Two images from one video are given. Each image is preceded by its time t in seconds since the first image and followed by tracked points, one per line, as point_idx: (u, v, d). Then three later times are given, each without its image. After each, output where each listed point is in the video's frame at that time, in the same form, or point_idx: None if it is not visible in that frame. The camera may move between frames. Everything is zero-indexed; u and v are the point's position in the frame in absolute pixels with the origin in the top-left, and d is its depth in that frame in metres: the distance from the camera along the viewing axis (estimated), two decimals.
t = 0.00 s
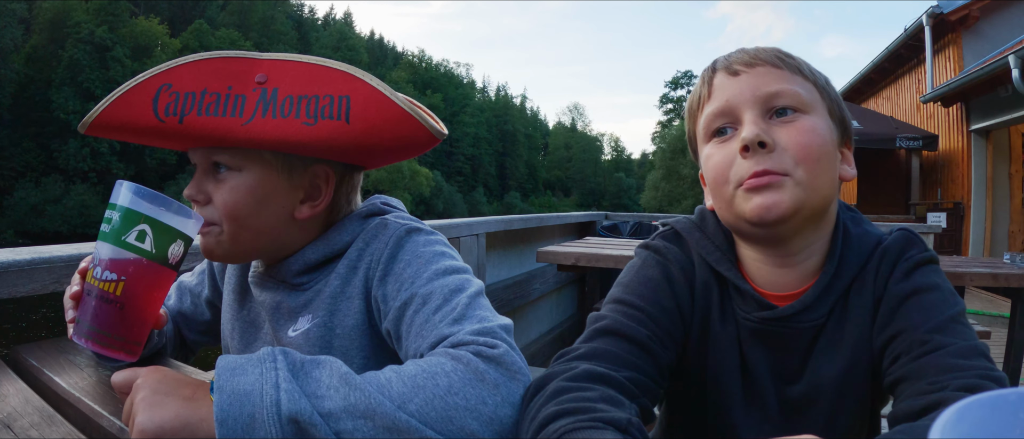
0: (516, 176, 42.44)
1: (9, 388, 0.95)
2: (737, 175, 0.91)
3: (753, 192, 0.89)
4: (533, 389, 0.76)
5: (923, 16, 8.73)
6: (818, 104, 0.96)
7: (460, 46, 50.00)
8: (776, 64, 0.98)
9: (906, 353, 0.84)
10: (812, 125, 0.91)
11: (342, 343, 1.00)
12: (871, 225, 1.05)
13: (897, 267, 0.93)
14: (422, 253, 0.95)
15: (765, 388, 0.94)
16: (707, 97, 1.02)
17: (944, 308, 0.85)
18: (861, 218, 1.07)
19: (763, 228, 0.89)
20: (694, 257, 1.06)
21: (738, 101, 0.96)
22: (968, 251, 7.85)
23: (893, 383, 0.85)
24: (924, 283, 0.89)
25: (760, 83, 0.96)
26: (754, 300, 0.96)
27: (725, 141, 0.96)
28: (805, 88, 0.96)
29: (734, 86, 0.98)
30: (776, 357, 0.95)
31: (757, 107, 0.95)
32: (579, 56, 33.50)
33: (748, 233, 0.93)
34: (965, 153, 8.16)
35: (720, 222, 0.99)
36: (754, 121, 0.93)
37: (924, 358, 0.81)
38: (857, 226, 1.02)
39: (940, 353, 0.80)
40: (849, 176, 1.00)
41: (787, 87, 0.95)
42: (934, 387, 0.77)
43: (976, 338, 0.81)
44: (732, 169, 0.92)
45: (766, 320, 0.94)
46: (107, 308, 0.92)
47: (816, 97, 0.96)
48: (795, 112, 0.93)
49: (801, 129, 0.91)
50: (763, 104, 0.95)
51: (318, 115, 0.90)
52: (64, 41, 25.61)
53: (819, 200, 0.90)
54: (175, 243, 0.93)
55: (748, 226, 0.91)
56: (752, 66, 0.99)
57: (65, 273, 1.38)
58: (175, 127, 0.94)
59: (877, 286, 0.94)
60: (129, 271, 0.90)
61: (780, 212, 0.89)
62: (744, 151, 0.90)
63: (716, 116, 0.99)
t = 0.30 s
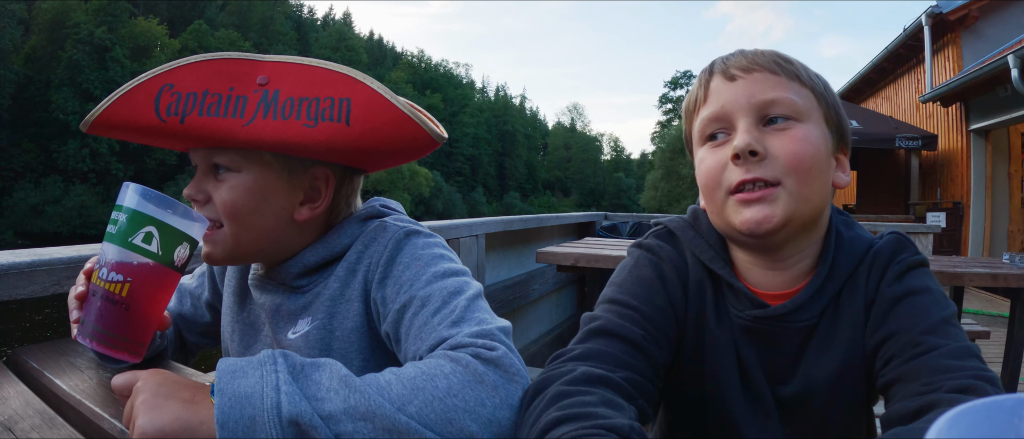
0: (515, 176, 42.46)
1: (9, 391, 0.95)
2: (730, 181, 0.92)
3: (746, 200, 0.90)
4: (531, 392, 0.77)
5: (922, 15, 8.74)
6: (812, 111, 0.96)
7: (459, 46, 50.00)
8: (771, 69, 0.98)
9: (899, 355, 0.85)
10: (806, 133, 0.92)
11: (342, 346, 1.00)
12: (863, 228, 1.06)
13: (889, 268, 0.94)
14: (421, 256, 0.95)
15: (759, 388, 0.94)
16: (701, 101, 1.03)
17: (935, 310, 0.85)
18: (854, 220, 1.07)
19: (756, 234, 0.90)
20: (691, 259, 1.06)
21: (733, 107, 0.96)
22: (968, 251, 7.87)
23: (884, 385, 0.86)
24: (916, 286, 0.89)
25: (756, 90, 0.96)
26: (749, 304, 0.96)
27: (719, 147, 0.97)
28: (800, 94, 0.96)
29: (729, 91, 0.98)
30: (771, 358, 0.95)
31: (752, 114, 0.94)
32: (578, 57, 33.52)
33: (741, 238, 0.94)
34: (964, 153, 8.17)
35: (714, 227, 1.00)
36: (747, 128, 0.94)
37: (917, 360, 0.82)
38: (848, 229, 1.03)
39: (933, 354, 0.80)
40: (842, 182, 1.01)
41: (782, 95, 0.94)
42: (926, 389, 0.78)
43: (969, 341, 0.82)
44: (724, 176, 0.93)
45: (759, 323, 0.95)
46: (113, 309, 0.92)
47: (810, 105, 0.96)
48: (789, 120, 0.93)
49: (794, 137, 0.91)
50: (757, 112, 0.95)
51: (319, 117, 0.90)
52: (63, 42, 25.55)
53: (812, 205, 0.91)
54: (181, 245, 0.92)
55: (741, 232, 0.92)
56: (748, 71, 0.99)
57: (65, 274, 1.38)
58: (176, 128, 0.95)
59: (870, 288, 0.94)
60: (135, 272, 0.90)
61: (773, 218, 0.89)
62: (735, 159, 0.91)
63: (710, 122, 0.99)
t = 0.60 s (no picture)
0: (515, 177, 42.54)
1: (10, 392, 0.95)
2: (718, 185, 0.92)
3: (736, 206, 0.91)
4: (533, 391, 0.77)
5: (922, 15, 8.74)
6: (797, 111, 0.96)
7: (459, 46, 50.06)
8: (754, 72, 0.98)
9: (893, 353, 0.85)
10: (791, 134, 0.92)
11: (342, 347, 1.00)
12: (856, 224, 1.06)
13: (885, 265, 0.94)
14: (419, 255, 0.95)
15: (757, 384, 0.94)
16: (687, 105, 1.02)
17: (929, 308, 0.85)
18: (847, 216, 1.08)
19: (745, 240, 0.91)
20: (685, 259, 1.06)
21: (717, 111, 0.96)
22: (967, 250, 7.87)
23: (880, 382, 0.86)
24: (911, 283, 0.89)
25: (740, 94, 0.96)
26: (744, 303, 0.97)
27: (704, 151, 0.97)
28: (784, 96, 0.96)
29: (712, 94, 0.98)
30: (768, 357, 0.96)
31: (736, 118, 0.95)
32: (578, 57, 33.59)
33: (731, 241, 0.94)
34: (963, 152, 8.17)
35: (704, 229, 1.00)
36: (732, 131, 0.94)
37: (913, 358, 0.82)
38: (841, 225, 1.03)
39: (931, 352, 0.80)
40: (831, 179, 1.02)
41: (765, 96, 0.94)
42: (922, 389, 0.78)
43: (964, 339, 0.82)
44: (712, 181, 0.93)
45: (755, 321, 0.95)
46: (115, 309, 0.92)
47: (795, 104, 0.97)
48: (774, 121, 0.93)
49: (779, 138, 0.91)
50: (742, 114, 0.94)
51: (317, 116, 0.90)
52: (62, 42, 25.56)
53: (801, 205, 0.91)
54: (184, 245, 0.92)
55: (731, 237, 0.92)
56: (731, 73, 0.99)
57: (65, 275, 1.38)
58: (174, 129, 0.95)
59: (863, 287, 0.94)
60: (136, 274, 0.90)
61: (760, 221, 0.90)
62: (721, 164, 0.91)
63: (695, 125, 0.99)
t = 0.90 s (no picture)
0: (515, 176, 42.55)
1: (10, 390, 0.94)
2: (724, 189, 0.92)
3: (741, 207, 0.90)
4: (536, 390, 0.77)
5: (922, 15, 8.74)
6: (805, 116, 0.96)
7: (459, 45, 50.06)
8: (762, 75, 0.98)
9: (897, 354, 0.85)
10: (800, 138, 0.92)
11: (345, 346, 1.00)
12: (861, 226, 1.06)
13: (888, 268, 0.94)
14: (422, 255, 0.95)
15: (759, 385, 0.94)
16: (694, 108, 1.02)
17: (932, 310, 0.86)
18: (851, 218, 1.08)
19: (750, 240, 0.91)
20: (689, 259, 1.06)
21: (725, 115, 0.96)
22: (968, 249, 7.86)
23: (883, 382, 0.86)
24: (914, 286, 0.89)
25: (747, 98, 0.95)
26: (747, 302, 0.97)
27: (711, 155, 0.97)
28: (793, 99, 0.96)
29: (720, 98, 0.98)
30: (770, 356, 0.95)
31: (744, 122, 0.94)
32: (578, 56, 33.59)
33: (736, 241, 0.94)
34: (963, 151, 8.17)
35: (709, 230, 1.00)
36: (741, 136, 0.93)
37: (917, 359, 0.81)
38: (846, 229, 1.03)
39: (934, 353, 0.80)
40: (836, 182, 1.02)
41: (774, 100, 0.94)
42: (925, 388, 0.78)
43: (967, 340, 0.82)
44: (719, 184, 0.93)
45: (758, 320, 0.95)
46: (117, 308, 0.92)
47: (803, 109, 0.96)
48: (782, 127, 0.93)
49: (788, 143, 0.91)
50: (750, 118, 0.94)
51: (320, 114, 0.90)
52: (62, 42, 25.53)
53: (807, 207, 0.91)
54: (186, 243, 0.92)
55: (736, 236, 0.92)
56: (740, 77, 0.98)
57: (66, 274, 1.38)
58: (175, 128, 0.95)
59: (867, 287, 0.94)
60: (138, 272, 0.90)
61: (767, 222, 0.89)
62: (728, 168, 0.91)
63: (703, 128, 0.99)
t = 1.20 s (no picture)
0: (515, 175, 42.56)
1: (11, 389, 0.94)
2: (727, 184, 0.92)
3: (744, 201, 0.90)
4: (539, 384, 0.77)
5: (922, 13, 8.72)
6: (812, 112, 0.96)
7: (460, 44, 50.04)
8: (770, 69, 0.97)
9: (897, 350, 0.84)
10: (805, 135, 0.92)
11: (345, 342, 1.00)
12: (860, 224, 1.06)
13: (887, 266, 0.94)
14: (424, 251, 0.95)
15: (760, 384, 0.94)
16: (699, 103, 1.02)
17: (933, 305, 0.85)
18: (852, 216, 1.07)
19: (752, 233, 0.91)
20: (689, 254, 1.06)
21: (730, 110, 0.96)
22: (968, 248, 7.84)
23: (884, 378, 0.86)
24: (912, 281, 0.89)
25: (752, 94, 0.95)
26: (747, 296, 0.97)
27: (715, 151, 0.97)
28: (797, 96, 0.96)
29: (726, 93, 0.98)
30: (769, 352, 0.96)
31: (749, 119, 0.94)
32: (578, 55, 33.56)
33: (736, 235, 0.94)
34: (963, 149, 8.16)
35: (711, 225, 1.00)
36: (744, 133, 0.93)
37: (915, 355, 0.82)
38: (848, 226, 1.03)
39: (933, 348, 0.80)
40: (839, 179, 1.02)
41: (780, 96, 0.94)
42: (926, 381, 0.77)
43: (967, 334, 0.82)
44: (722, 180, 0.93)
45: (757, 316, 0.95)
46: (120, 304, 0.92)
47: (809, 104, 0.96)
48: (787, 123, 0.93)
49: (792, 139, 0.91)
50: (756, 115, 0.94)
51: (323, 108, 0.90)
52: (62, 41, 25.52)
53: (811, 202, 0.91)
54: (187, 239, 0.91)
55: (738, 230, 0.92)
56: (746, 72, 0.98)
57: (66, 271, 1.37)
58: (178, 122, 0.94)
59: (867, 285, 0.94)
60: (140, 269, 0.90)
61: (769, 216, 0.90)
62: (733, 163, 0.90)
63: (707, 123, 0.99)
